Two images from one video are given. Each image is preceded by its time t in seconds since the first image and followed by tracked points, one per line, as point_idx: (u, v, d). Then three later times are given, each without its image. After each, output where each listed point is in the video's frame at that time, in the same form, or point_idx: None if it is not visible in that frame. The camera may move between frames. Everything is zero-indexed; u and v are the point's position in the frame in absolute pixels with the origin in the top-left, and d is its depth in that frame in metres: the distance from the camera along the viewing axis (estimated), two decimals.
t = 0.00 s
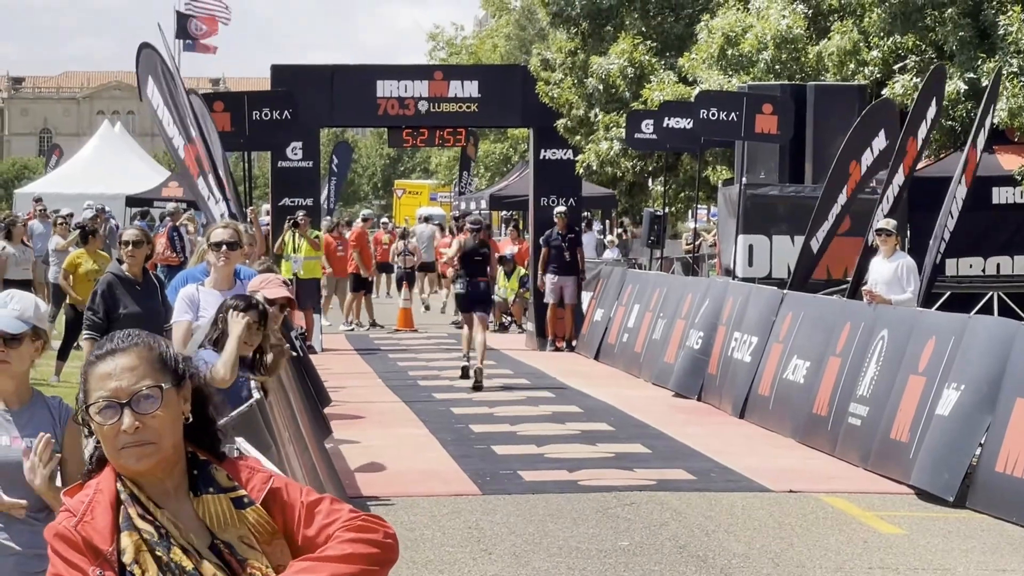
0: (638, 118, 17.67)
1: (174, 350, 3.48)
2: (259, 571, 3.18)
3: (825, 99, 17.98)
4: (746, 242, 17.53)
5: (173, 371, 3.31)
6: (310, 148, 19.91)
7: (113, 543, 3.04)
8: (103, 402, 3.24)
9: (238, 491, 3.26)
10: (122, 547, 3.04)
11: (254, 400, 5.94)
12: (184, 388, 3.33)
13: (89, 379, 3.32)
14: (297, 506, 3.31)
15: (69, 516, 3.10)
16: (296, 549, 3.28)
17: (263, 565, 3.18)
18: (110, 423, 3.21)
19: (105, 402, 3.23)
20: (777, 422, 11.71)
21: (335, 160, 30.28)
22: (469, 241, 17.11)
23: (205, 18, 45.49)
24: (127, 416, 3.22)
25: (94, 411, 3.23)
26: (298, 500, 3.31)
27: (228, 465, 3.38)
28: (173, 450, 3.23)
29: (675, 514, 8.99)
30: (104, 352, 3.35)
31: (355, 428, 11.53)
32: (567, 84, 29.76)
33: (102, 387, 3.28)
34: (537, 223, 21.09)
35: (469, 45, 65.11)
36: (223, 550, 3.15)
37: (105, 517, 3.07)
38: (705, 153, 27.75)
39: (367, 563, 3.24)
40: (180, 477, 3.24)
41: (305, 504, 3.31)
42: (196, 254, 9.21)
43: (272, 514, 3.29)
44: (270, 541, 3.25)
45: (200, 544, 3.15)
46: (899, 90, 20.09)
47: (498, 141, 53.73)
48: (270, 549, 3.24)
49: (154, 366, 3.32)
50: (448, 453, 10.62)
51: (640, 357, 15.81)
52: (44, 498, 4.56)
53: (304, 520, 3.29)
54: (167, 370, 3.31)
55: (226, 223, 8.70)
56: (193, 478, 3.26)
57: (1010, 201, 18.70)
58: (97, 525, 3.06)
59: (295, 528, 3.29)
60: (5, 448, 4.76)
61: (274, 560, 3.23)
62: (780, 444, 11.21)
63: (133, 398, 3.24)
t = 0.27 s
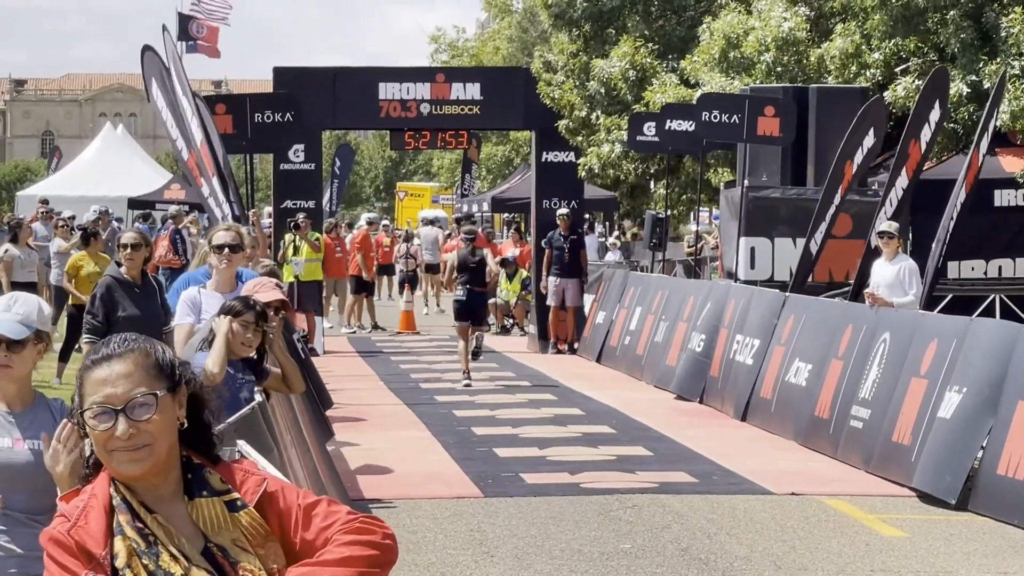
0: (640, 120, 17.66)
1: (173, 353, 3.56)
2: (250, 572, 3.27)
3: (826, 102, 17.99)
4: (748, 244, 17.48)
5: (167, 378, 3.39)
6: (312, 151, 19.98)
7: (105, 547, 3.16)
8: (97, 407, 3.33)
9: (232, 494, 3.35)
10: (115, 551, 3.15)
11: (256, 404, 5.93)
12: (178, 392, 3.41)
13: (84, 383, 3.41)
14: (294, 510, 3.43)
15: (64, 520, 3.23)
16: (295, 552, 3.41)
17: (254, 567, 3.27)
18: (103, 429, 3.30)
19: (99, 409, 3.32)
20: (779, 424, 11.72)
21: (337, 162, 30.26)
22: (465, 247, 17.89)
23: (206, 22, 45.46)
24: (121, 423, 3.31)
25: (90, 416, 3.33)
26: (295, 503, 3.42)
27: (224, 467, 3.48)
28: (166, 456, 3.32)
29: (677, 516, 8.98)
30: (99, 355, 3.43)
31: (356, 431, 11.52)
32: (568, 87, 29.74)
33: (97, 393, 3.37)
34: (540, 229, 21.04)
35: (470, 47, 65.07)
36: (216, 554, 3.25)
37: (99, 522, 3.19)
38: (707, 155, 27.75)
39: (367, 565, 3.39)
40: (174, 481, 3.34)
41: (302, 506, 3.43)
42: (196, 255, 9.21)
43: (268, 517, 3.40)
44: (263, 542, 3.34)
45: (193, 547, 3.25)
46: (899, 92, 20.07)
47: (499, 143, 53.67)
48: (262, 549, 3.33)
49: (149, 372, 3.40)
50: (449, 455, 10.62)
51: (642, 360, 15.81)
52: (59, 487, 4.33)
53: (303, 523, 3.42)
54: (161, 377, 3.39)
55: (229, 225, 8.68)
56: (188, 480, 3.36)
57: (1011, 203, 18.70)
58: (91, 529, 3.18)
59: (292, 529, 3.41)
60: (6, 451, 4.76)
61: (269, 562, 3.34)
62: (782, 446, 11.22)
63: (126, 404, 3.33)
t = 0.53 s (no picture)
0: (642, 123, 17.77)
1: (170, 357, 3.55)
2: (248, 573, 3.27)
3: (830, 104, 17.97)
4: (750, 247, 17.45)
5: (163, 381, 3.40)
6: (315, 154, 20.08)
7: (103, 548, 3.15)
8: (93, 411, 3.33)
9: (228, 495, 3.37)
10: (112, 552, 3.15)
11: (258, 404, 5.95)
12: (174, 395, 3.41)
13: (80, 388, 3.41)
14: (294, 511, 3.45)
15: (61, 525, 3.22)
16: (293, 553, 3.43)
17: (252, 567, 3.28)
18: (98, 433, 3.30)
19: (95, 413, 3.32)
20: (781, 426, 11.72)
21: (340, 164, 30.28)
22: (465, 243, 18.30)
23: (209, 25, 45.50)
24: (116, 426, 3.31)
25: (86, 420, 3.33)
26: (293, 504, 3.45)
27: (221, 470, 3.50)
28: (162, 459, 3.33)
29: (679, 519, 8.98)
30: (95, 360, 3.44)
31: (358, 433, 11.52)
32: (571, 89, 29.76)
33: (93, 398, 3.37)
34: (543, 230, 21.05)
35: (473, 50, 65.09)
36: (212, 554, 3.25)
37: (97, 524, 3.18)
38: (710, 157, 27.77)
39: (368, 566, 3.41)
40: (172, 483, 3.35)
41: (302, 507, 3.46)
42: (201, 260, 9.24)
43: (265, 518, 3.42)
44: (260, 543, 3.36)
45: (190, 548, 3.26)
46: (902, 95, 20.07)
47: (502, 146, 53.69)
48: (259, 551, 3.35)
49: (144, 376, 3.39)
50: (452, 458, 10.62)
51: (645, 362, 15.81)
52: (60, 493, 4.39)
53: (302, 524, 3.44)
54: (156, 380, 3.40)
55: (232, 227, 8.68)
56: (185, 483, 3.37)
57: (1014, 206, 18.68)
58: (88, 531, 3.17)
59: (291, 531, 3.44)
60: (6, 453, 4.76)
61: (267, 561, 3.35)
62: (784, 449, 11.22)
63: (122, 408, 3.33)
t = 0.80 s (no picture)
0: (646, 124, 17.76)
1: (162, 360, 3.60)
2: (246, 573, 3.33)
3: (833, 106, 17.95)
4: (753, 248, 17.47)
5: (154, 385, 3.44)
6: (317, 155, 20.10)
7: (101, 550, 3.19)
8: (86, 416, 3.37)
9: (225, 498, 3.43)
10: (110, 554, 3.19)
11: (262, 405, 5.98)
12: (167, 399, 3.46)
13: (74, 394, 3.46)
14: (291, 513, 3.52)
15: (58, 527, 3.27)
16: (291, 554, 3.51)
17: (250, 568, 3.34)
18: (91, 437, 3.35)
19: (88, 417, 3.36)
20: (783, 428, 11.72)
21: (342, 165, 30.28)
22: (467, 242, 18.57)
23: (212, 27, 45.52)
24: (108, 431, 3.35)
25: (78, 426, 3.37)
26: (290, 506, 3.52)
27: (217, 472, 3.56)
28: (155, 461, 3.37)
29: (682, 520, 8.98)
30: (88, 365, 3.48)
31: (362, 434, 11.53)
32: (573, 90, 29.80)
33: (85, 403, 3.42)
34: (546, 231, 21.06)
35: (475, 51, 65.11)
36: (210, 555, 3.30)
37: (94, 526, 3.23)
38: (712, 159, 27.78)
39: (371, 566, 3.50)
40: (168, 486, 3.39)
41: (299, 509, 3.53)
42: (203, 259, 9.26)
43: (263, 520, 3.50)
44: (257, 546, 3.42)
45: (188, 550, 3.31)
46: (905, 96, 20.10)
47: (505, 147, 53.71)
48: (258, 552, 3.41)
49: (135, 381, 3.44)
50: (455, 459, 10.63)
51: (647, 363, 15.81)
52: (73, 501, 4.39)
53: (299, 526, 3.52)
54: (148, 384, 3.44)
55: (235, 228, 8.72)
56: (182, 485, 3.43)
57: (1017, 208, 18.66)
58: (86, 533, 3.21)
59: (289, 533, 3.51)
60: (3, 459, 4.95)
61: (265, 563, 3.42)
62: (786, 451, 11.22)
63: (113, 412, 3.38)
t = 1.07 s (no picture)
0: (648, 126, 17.71)
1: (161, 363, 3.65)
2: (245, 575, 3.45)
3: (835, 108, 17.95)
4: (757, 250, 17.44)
5: (153, 388, 3.50)
6: (320, 156, 20.13)
7: (102, 551, 3.27)
8: (85, 417, 3.43)
9: (225, 501, 3.55)
10: (111, 555, 3.27)
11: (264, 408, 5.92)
12: (165, 401, 3.52)
13: (72, 396, 3.51)
14: (291, 516, 3.67)
15: (58, 528, 3.33)
16: (292, 556, 3.65)
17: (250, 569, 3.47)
18: (90, 439, 3.41)
19: (86, 419, 3.42)
20: (787, 430, 11.72)
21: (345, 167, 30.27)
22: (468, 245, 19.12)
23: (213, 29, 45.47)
24: (107, 432, 3.41)
25: (77, 427, 3.43)
26: (291, 510, 3.67)
27: (217, 475, 3.68)
28: (154, 463, 3.44)
29: (686, 522, 8.97)
30: (89, 366, 3.54)
31: (365, 436, 11.54)
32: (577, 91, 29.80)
33: (83, 404, 3.47)
34: (550, 232, 21.06)
35: (478, 52, 65.06)
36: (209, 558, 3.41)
37: (95, 528, 3.30)
38: (715, 160, 27.76)
39: (375, 566, 3.64)
40: (167, 489, 3.49)
41: (299, 513, 3.68)
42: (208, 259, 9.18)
43: (262, 522, 3.64)
44: (257, 547, 3.55)
45: (188, 552, 3.41)
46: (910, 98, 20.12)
47: (508, 148, 53.67)
48: (257, 555, 3.54)
49: (134, 382, 3.51)
50: (458, 460, 10.63)
51: (650, 365, 15.80)
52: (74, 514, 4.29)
53: (300, 528, 3.67)
54: (147, 386, 3.50)
55: (238, 229, 8.71)
56: (181, 488, 3.53)
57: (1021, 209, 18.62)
58: (87, 534, 3.28)
59: (290, 535, 3.66)
60: None
61: (266, 565, 3.56)
62: (789, 452, 11.21)
63: (112, 414, 3.43)
